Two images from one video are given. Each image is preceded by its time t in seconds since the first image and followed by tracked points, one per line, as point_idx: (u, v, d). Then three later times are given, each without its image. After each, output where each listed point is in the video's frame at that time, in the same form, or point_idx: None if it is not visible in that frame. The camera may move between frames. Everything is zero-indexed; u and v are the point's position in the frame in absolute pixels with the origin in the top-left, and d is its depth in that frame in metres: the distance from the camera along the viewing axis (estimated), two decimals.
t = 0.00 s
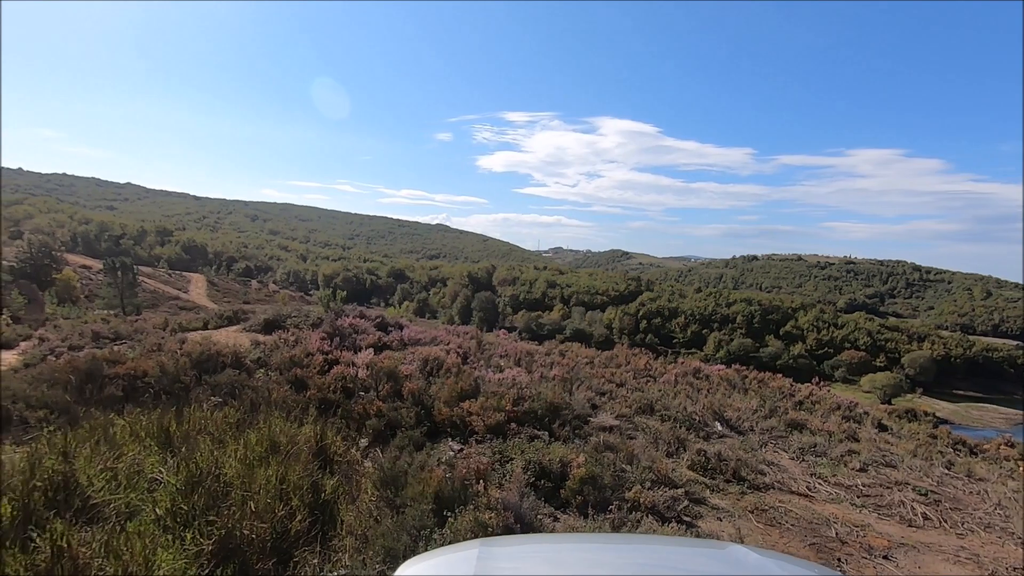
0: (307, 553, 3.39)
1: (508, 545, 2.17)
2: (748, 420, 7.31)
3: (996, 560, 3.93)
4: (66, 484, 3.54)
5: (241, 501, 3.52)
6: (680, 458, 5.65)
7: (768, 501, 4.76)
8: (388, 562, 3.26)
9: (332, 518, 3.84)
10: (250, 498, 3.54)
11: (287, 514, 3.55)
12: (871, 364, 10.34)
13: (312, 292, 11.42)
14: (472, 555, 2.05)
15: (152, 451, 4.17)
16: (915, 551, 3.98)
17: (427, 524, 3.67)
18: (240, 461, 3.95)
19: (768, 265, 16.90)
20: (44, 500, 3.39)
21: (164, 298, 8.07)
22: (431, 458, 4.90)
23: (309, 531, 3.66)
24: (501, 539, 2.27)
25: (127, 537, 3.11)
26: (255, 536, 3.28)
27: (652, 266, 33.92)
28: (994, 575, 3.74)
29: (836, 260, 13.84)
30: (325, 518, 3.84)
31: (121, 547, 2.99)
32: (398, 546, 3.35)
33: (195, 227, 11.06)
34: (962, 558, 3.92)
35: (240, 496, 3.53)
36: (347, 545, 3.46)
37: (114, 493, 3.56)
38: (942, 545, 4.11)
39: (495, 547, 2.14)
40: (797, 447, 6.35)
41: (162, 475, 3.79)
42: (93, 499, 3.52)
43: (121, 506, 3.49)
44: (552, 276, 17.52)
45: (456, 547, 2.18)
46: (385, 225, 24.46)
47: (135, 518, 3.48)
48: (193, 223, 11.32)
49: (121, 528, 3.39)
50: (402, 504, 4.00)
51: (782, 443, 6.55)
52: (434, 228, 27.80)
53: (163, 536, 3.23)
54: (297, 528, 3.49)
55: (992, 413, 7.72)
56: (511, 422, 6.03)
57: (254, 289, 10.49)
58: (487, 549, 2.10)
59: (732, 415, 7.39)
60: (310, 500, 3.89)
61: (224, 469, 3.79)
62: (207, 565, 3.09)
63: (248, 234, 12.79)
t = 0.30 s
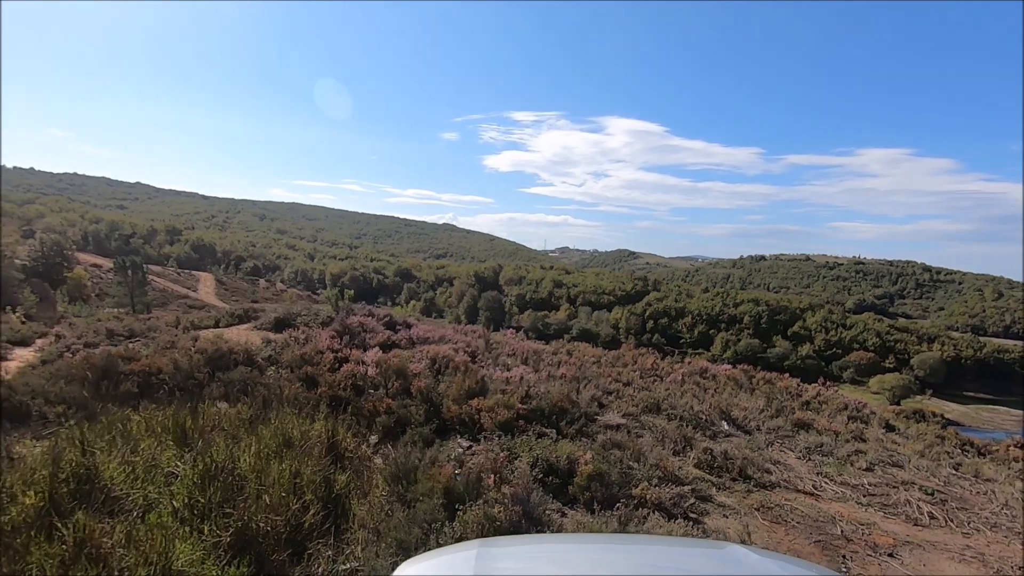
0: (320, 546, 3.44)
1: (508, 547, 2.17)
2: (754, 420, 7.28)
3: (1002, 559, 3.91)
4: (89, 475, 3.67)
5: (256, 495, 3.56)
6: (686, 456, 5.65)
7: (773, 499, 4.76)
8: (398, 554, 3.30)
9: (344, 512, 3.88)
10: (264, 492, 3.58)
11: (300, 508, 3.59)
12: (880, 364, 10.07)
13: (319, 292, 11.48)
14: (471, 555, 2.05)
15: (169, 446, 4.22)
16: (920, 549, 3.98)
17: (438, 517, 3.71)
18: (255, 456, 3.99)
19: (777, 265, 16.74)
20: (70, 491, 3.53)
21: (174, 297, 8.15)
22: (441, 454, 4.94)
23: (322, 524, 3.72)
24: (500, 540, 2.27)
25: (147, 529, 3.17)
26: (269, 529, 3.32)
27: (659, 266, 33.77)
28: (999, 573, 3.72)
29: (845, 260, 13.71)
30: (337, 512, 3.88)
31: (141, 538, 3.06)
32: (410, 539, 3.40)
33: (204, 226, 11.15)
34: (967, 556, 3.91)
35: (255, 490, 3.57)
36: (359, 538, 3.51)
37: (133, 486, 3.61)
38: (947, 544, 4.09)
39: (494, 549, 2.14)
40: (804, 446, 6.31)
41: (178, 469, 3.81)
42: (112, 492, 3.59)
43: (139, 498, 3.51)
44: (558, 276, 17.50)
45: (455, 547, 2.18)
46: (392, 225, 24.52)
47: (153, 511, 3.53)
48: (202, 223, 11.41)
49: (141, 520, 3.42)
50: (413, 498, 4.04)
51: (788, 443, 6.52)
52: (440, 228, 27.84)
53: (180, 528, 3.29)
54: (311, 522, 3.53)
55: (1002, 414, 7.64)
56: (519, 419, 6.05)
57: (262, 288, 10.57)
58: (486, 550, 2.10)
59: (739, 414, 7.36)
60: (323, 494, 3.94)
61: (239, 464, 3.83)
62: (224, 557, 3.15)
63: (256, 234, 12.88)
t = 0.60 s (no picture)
0: (341, 535, 3.50)
1: (505, 549, 2.11)
2: (764, 418, 7.24)
3: (1009, 557, 3.88)
4: (118, 464, 3.75)
5: (279, 485, 3.61)
6: (696, 453, 5.64)
7: (781, 496, 4.74)
8: (417, 542, 3.40)
9: (363, 503, 3.94)
10: (286, 482, 3.62)
11: (321, 499, 3.65)
12: (894, 366, 9.90)
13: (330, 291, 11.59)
14: (469, 556, 2.02)
15: (194, 438, 4.28)
16: (927, 546, 3.97)
17: (453, 509, 3.78)
18: (277, 448, 4.07)
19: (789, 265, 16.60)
20: (102, 479, 3.63)
21: (188, 295, 8.28)
22: (455, 449, 4.99)
23: (341, 515, 3.76)
24: (500, 540, 2.21)
25: (176, 517, 3.26)
26: (292, 518, 3.38)
27: (669, 266, 33.55)
28: (1006, 571, 3.70)
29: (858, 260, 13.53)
30: (356, 503, 3.93)
31: (171, 526, 3.14)
32: (428, 528, 3.49)
33: (218, 227, 11.32)
34: (974, 553, 3.90)
35: (278, 480, 3.63)
36: (377, 528, 3.55)
37: (161, 475, 3.72)
38: (955, 542, 4.07)
39: (493, 549, 2.10)
40: (812, 446, 6.27)
41: (203, 460, 3.87)
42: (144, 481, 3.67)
43: (167, 487, 3.63)
44: (568, 276, 17.48)
45: (453, 547, 2.15)
46: (402, 225, 24.64)
47: (180, 499, 3.60)
48: (215, 223, 11.57)
49: (169, 508, 3.53)
50: (429, 490, 4.10)
51: (797, 442, 6.47)
52: (450, 228, 27.92)
53: (207, 516, 3.37)
54: (332, 512, 3.58)
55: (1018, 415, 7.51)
56: (531, 416, 6.08)
57: (275, 287, 10.70)
58: (484, 550, 2.06)
59: (748, 413, 7.33)
60: (342, 485, 3.99)
61: (262, 456, 3.91)
62: (248, 545, 3.22)
63: (268, 233, 13.03)
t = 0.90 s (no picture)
0: (361, 526, 3.55)
1: (505, 549, 1.98)
2: (776, 419, 7.17)
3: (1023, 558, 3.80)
4: (150, 457, 3.83)
5: (301, 478, 3.69)
6: (707, 452, 5.61)
7: (791, 495, 4.70)
8: (435, 533, 3.45)
9: (383, 497, 3.99)
10: (308, 476, 3.71)
11: (342, 491, 3.71)
12: (913, 368, 9.83)
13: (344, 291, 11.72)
14: (466, 555, 1.91)
15: (219, 433, 4.37)
16: (937, 545, 3.92)
17: (469, 502, 3.83)
18: (300, 443, 4.15)
19: (805, 266, 16.44)
20: (135, 471, 3.71)
21: (205, 295, 8.44)
22: (469, 446, 5.02)
23: (361, 508, 3.81)
24: (497, 537, 2.12)
25: (205, 506, 3.34)
26: (314, 509, 3.45)
27: (684, 268, 33.25)
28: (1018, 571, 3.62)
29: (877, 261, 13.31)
30: (375, 497, 3.97)
31: (201, 515, 3.20)
32: (445, 519, 3.55)
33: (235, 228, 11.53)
34: (984, 553, 3.83)
35: (301, 473, 3.71)
36: (396, 520, 3.60)
37: (189, 469, 3.80)
38: (965, 541, 4.01)
39: (490, 548, 1.99)
40: (824, 446, 6.20)
41: (229, 454, 4.00)
42: (175, 474, 3.75)
43: (196, 480, 3.73)
44: (581, 277, 17.45)
45: (447, 546, 2.03)
46: (416, 226, 24.81)
47: (209, 491, 3.68)
48: (233, 224, 11.78)
49: (197, 499, 3.60)
50: (445, 484, 4.14)
51: (809, 442, 6.40)
52: (464, 230, 28.02)
53: (234, 507, 3.45)
54: (352, 505, 3.64)
55: None
56: (544, 414, 6.10)
57: (290, 287, 10.86)
58: (480, 548, 1.98)
59: (761, 414, 7.26)
60: (361, 479, 4.05)
61: (285, 450, 4.00)
62: (274, 534, 3.28)
63: (283, 234, 13.22)
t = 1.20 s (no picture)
0: (377, 521, 3.58)
1: (507, 549, 1.99)
2: (788, 420, 7.11)
3: None
4: (174, 453, 3.92)
5: (320, 474, 3.74)
6: (718, 453, 5.58)
7: (802, 495, 4.66)
8: (450, 529, 3.49)
9: (398, 494, 4.03)
10: (326, 472, 3.76)
11: (360, 487, 3.75)
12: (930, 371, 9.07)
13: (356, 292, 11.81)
14: (471, 552, 1.95)
15: (239, 431, 4.45)
16: (948, 546, 3.86)
17: (482, 499, 3.85)
18: (318, 441, 4.21)
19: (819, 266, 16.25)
20: (161, 466, 3.79)
21: (219, 296, 8.57)
22: (482, 444, 5.05)
23: (377, 504, 3.84)
24: (499, 538, 2.12)
25: (227, 501, 3.41)
26: (333, 504, 3.49)
27: (696, 268, 32.96)
28: None
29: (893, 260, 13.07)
30: (390, 493, 4.01)
31: (224, 510, 3.26)
32: (459, 516, 3.59)
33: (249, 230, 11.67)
34: (997, 554, 3.76)
35: (319, 470, 3.76)
36: (411, 515, 3.63)
37: (210, 465, 3.89)
38: (978, 543, 3.94)
39: (493, 548, 2.00)
40: (837, 447, 6.14)
41: (248, 451, 4.08)
42: (196, 469, 3.83)
43: (217, 476, 3.81)
44: (592, 278, 17.40)
45: (452, 545, 2.05)
46: (427, 228, 24.91)
47: (230, 486, 3.76)
48: (246, 226, 11.93)
49: (219, 493, 3.68)
50: (459, 482, 4.17)
51: (821, 443, 6.34)
52: (474, 231, 28.07)
53: (255, 503, 3.51)
54: (368, 501, 3.68)
55: None
56: (556, 414, 6.10)
57: (302, 288, 10.97)
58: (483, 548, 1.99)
59: (772, 415, 7.20)
60: (377, 476, 4.09)
61: (304, 447, 4.05)
62: (293, 528, 3.35)
63: (296, 236, 13.35)
